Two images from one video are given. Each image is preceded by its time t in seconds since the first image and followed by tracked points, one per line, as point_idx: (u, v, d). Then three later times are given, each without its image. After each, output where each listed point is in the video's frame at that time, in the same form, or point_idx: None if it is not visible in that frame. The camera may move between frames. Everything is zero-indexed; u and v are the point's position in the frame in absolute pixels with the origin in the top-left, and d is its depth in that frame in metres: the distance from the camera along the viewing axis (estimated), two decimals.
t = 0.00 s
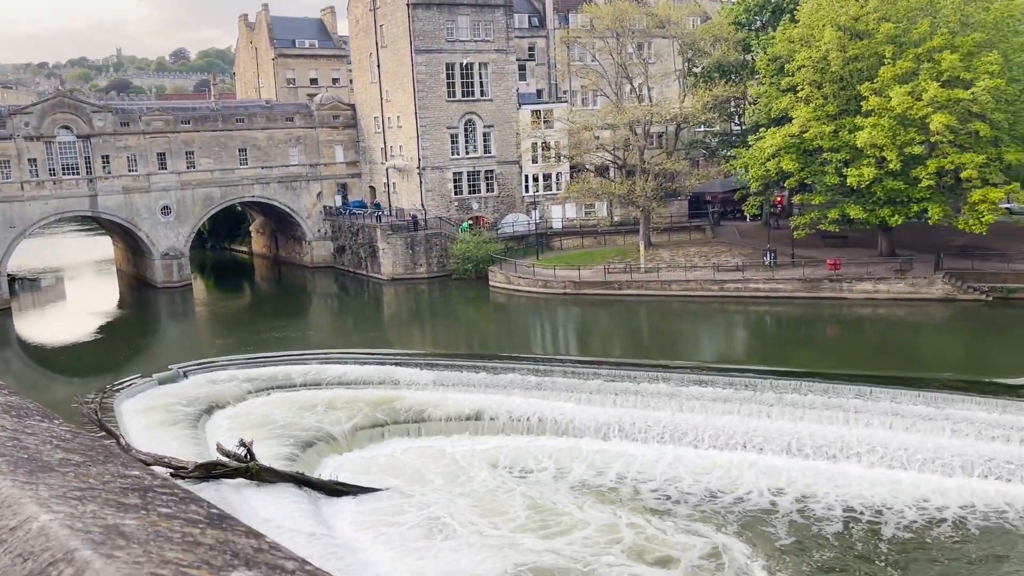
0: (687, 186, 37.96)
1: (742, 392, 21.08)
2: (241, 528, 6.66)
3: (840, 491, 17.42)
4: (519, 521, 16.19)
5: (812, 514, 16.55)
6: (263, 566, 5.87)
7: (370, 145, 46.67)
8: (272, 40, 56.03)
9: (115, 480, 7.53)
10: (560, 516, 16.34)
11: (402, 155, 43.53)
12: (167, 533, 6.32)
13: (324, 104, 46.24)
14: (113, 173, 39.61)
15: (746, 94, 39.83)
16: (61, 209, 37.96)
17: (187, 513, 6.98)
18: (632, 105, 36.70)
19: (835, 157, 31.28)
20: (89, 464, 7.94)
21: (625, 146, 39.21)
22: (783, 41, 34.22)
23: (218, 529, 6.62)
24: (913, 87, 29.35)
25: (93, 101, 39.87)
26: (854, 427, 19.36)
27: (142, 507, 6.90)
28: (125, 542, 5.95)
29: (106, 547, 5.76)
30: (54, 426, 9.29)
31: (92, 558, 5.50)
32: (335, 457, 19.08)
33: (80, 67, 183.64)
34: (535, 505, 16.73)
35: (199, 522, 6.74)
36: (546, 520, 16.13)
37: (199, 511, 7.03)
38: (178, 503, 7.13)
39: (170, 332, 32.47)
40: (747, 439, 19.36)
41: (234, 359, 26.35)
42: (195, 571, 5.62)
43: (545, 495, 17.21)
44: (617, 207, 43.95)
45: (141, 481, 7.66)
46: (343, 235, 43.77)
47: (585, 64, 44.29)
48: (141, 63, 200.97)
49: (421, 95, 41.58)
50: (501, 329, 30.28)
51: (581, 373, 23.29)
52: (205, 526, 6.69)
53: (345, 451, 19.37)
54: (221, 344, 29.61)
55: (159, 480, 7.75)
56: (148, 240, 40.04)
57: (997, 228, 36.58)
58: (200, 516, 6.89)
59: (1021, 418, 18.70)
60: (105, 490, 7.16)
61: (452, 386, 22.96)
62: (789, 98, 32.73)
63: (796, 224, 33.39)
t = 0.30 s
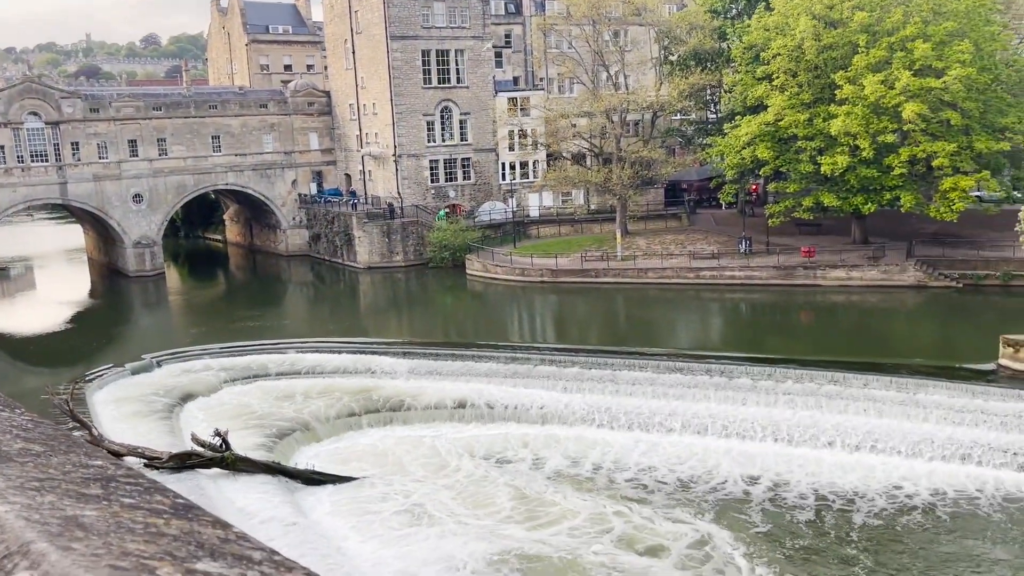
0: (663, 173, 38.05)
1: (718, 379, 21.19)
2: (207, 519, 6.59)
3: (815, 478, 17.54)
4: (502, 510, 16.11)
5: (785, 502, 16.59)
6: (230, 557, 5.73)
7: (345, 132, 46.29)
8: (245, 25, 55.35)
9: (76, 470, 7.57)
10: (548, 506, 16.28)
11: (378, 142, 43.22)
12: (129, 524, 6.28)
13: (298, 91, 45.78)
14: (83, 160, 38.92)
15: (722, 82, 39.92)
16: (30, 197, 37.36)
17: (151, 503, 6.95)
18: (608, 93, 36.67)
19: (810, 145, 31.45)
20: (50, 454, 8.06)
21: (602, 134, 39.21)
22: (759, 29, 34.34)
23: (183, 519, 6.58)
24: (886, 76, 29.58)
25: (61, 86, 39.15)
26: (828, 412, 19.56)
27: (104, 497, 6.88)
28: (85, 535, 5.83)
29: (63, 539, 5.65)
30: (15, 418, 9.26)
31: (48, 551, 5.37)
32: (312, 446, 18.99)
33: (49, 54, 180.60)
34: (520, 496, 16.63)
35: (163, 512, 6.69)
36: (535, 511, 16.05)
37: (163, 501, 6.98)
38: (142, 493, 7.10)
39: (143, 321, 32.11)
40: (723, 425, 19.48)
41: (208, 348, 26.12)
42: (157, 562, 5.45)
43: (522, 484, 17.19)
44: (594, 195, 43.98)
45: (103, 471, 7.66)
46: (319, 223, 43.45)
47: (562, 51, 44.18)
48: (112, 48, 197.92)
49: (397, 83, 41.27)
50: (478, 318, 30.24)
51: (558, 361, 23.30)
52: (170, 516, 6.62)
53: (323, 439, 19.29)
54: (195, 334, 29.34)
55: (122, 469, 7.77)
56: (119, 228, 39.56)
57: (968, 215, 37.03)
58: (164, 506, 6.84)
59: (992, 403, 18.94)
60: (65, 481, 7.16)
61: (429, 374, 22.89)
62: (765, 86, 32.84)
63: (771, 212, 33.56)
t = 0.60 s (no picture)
0: (653, 165, 38.10)
1: (706, 370, 21.26)
2: (197, 511, 6.87)
3: (802, 470, 17.57)
4: (489, 500, 16.19)
5: (772, 496, 16.52)
6: (221, 549, 5.93)
7: (334, 123, 46.12)
8: (233, 14, 54.98)
9: (62, 461, 7.72)
10: (549, 501, 16.20)
11: (367, 133, 43.08)
12: (118, 516, 6.41)
13: (287, 81, 45.53)
14: (70, 149, 38.58)
15: (712, 74, 39.94)
16: (15, 187, 37.17)
17: (139, 495, 7.19)
18: (598, 84, 36.66)
19: (799, 138, 31.50)
20: (36, 445, 8.15)
21: (591, 125, 39.17)
22: (749, 21, 34.40)
23: (172, 510, 6.81)
24: (875, 69, 29.69)
25: (48, 75, 38.71)
26: (815, 404, 19.69)
27: (91, 489, 7.03)
28: (71, 528, 5.87)
29: (49, 531, 5.68)
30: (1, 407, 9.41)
31: (35, 543, 5.38)
32: (301, 437, 19.02)
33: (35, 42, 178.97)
34: (518, 491, 16.53)
35: (152, 504, 6.90)
36: (536, 506, 15.95)
37: (152, 493, 7.23)
38: (130, 485, 7.36)
39: (130, 312, 31.97)
40: (711, 416, 19.55)
41: (196, 339, 26.04)
42: (146, 555, 5.55)
43: (509, 475, 17.24)
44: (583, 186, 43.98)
45: (90, 463, 7.89)
46: (307, 214, 43.32)
47: (552, 42, 44.06)
48: (98, 36, 196.33)
49: (386, 73, 41.12)
50: (467, 309, 30.26)
51: (548, 352, 23.36)
52: (159, 508, 6.86)
53: (311, 430, 19.31)
54: (183, 324, 29.26)
55: (109, 463, 7.92)
56: (106, 219, 39.38)
57: (955, 208, 37.29)
58: (153, 498, 7.09)
59: (977, 395, 19.14)
60: (51, 472, 7.29)
61: (419, 365, 22.93)
62: (754, 78, 32.88)
63: (760, 204, 33.62)
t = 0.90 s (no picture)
0: (657, 162, 38.03)
1: (710, 368, 21.25)
2: (206, 505, 6.89)
3: (803, 471, 17.50)
4: (490, 495, 16.24)
5: (771, 498, 16.40)
6: (231, 544, 5.95)
7: (338, 118, 46.07)
8: (238, 9, 54.96)
9: (73, 455, 7.73)
10: (563, 501, 16.02)
11: (371, 128, 43.06)
12: (129, 510, 6.43)
13: (291, 76, 45.55)
14: (75, 143, 38.57)
15: (717, 71, 39.88)
16: (20, 179, 36.94)
17: (148, 489, 7.23)
18: (603, 81, 36.58)
19: (804, 136, 31.43)
20: (46, 438, 8.15)
21: (596, 121, 39.07)
22: (754, 18, 34.32)
23: (181, 505, 6.84)
24: (881, 66, 29.60)
25: (53, 69, 38.81)
26: (819, 402, 19.67)
27: (102, 483, 7.07)
28: (84, 522, 5.89)
29: (62, 524, 5.70)
30: (11, 400, 9.37)
31: (48, 536, 5.41)
32: (305, 431, 19.04)
33: (40, 35, 179.23)
34: (529, 491, 16.36)
35: (161, 498, 6.93)
36: (550, 507, 15.77)
37: (162, 487, 7.27)
38: (140, 479, 7.39)
39: (133, 306, 32.00)
40: (714, 415, 19.53)
41: (199, 334, 26.06)
42: (159, 549, 5.54)
43: (512, 471, 17.24)
44: (587, 183, 43.93)
45: (100, 456, 7.91)
46: (311, 209, 43.31)
47: (557, 39, 43.97)
48: (103, 30, 196.40)
49: (391, 68, 41.09)
50: (470, 305, 30.28)
51: (551, 349, 23.36)
52: (169, 502, 6.89)
53: (314, 425, 19.31)
54: (187, 319, 29.29)
55: (119, 456, 7.96)
56: (110, 213, 39.38)
57: (960, 207, 37.23)
58: (163, 492, 7.13)
59: (980, 394, 19.13)
60: (62, 466, 7.30)
61: (422, 361, 22.94)
62: (760, 76, 32.81)
63: (765, 202, 33.58)
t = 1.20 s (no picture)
0: (679, 165, 37.94)
1: (729, 373, 21.17)
2: (239, 501, 6.96)
3: (821, 479, 17.33)
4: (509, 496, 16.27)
5: (787, 508, 16.21)
6: (265, 540, 6.00)
7: (360, 119, 46.32)
8: (263, 10, 55.39)
9: (111, 450, 7.82)
10: (590, 508, 15.90)
11: (393, 129, 43.25)
12: (167, 504, 6.50)
13: (315, 76, 45.86)
14: (101, 142, 39.08)
15: (739, 75, 39.70)
16: (48, 176, 37.74)
17: (183, 485, 7.32)
18: (625, 83, 36.55)
19: (827, 140, 31.21)
20: (85, 434, 8.19)
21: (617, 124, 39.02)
22: (778, 21, 34.14)
23: (216, 500, 6.92)
24: (906, 70, 29.33)
25: (81, 68, 39.31)
26: (840, 409, 19.53)
27: (140, 477, 7.16)
28: (125, 515, 5.98)
29: (106, 517, 5.80)
30: (48, 396, 9.42)
31: (93, 528, 5.50)
32: (323, 430, 19.16)
33: (69, 34, 181.52)
34: (552, 497, 16.24)
35: (196, 494, 7.01)
36: (577, 514, 15.64)
37: (196, 483, 7.35)
38: (175, 474, 7.48)
39: (156, 303, 32.34)
40: (733, 420, 19.47)
41: (221, 331, 26.32)
42: (198, 543, 5.61)
43: (529, 473, 17.26)
44: (608, 185, 43.90)
45: (137, 452, 8.01)
46: (333, 209, 43.57)
47: (579, 41, 43.96)
48: (129, 30, 198.46)
49: (414, 70, 41.28)
50: (490, 306, 30.34)
51: (570, 351, 23.36)
52: (204, 497, 6.97)
53: (333, 424, 19.44)
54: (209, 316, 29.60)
55: (154, 451, 8.08)
56: (135, 211, 39.88)
57: (985, 213, 36.84)
58: (197, 487, 7.22)
59: (1004, 403, 18.89)
60: (101, 461, 7.38)
61: (441, 362, 23.02)
62: (783, 80, 32.63)
63: (787, 206, 33.40)
